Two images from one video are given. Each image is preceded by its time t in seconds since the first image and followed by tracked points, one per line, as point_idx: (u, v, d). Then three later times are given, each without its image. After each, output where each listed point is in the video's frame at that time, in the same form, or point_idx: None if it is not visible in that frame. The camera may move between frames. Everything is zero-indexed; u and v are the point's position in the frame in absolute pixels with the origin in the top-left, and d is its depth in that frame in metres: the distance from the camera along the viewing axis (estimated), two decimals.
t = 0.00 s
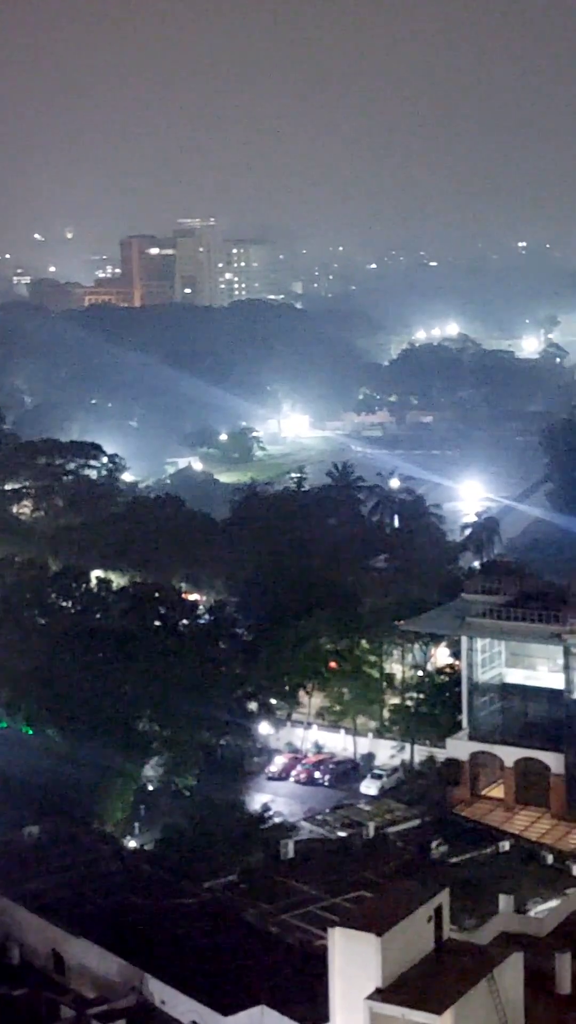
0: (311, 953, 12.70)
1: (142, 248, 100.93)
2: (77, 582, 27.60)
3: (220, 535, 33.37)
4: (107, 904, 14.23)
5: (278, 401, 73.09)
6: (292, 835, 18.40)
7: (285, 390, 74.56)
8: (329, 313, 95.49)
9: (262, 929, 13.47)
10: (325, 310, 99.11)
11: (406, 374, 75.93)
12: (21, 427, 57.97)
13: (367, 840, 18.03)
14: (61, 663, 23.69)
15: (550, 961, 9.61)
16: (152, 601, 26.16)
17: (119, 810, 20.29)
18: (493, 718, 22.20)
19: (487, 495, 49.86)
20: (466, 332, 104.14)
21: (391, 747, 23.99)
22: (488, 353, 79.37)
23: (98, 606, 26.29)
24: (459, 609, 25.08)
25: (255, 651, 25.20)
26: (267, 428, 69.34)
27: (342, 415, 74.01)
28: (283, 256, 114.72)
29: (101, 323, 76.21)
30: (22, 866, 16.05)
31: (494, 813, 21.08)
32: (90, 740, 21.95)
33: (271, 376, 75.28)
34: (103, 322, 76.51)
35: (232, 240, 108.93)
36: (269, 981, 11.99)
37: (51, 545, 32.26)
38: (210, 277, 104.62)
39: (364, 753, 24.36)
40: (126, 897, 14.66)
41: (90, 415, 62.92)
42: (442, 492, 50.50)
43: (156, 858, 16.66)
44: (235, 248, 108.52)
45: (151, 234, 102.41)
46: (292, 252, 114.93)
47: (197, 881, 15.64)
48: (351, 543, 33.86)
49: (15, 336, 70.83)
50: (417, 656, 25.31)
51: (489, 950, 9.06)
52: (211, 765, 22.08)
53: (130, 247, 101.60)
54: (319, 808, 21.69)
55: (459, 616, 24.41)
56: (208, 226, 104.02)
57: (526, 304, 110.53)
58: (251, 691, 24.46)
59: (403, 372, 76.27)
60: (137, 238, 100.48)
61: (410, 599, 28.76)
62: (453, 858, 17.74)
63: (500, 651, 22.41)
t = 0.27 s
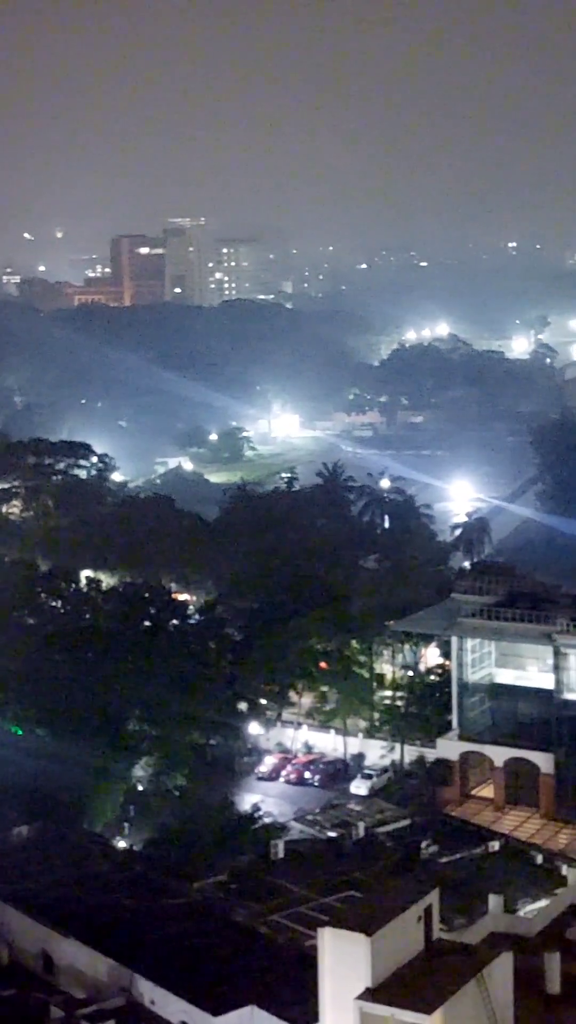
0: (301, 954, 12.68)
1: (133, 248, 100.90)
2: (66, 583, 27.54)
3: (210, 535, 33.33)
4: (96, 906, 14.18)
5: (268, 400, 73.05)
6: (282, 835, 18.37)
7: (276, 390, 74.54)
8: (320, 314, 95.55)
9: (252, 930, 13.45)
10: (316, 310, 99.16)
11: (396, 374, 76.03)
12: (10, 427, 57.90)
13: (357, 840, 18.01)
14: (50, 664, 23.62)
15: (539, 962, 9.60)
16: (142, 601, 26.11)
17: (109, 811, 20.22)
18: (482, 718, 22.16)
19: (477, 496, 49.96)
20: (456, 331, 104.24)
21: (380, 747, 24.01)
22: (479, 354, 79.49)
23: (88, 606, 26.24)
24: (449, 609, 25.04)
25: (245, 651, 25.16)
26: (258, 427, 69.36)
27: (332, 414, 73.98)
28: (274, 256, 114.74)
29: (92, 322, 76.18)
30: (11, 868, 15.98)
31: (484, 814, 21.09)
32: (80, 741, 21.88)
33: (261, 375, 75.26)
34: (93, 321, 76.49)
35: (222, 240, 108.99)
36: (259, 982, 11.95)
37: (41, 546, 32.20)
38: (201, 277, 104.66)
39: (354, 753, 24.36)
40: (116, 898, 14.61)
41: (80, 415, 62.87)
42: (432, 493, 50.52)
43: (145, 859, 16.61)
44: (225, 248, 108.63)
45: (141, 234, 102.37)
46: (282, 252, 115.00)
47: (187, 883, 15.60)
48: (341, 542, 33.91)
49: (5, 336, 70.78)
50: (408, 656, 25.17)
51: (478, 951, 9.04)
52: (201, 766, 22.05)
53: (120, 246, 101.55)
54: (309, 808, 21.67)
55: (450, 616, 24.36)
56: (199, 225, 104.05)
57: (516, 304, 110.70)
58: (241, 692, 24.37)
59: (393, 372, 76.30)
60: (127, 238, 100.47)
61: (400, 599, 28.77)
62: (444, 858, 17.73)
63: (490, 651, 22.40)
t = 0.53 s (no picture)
0: (289, 954, 12.66)
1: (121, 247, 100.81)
2: (54, 584, 27.48)
3: (199, 535, 33.29)
4: (84, 907, 14.13)
5: (257, 401, 73.00)
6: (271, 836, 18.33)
7: (264, 390, 74.50)
8: (308, 314, 95.58)
9: (240, 931, 13.43)
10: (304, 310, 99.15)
11: (384, 374, 76.04)
12: None
13: (345, 840, 18.02)
14: (38, 664, 23.55)
15: (527, 962, 9.59)
16: (130, 602, 26.05)
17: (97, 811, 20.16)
18: (470, 718, 22.17)
19: (465, 495, 50.04)
20: (445, 332, 104.33)
21: (369, 747, 23.96)
22: (467, 354, 79.57)
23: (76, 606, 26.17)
24: (438, 609, 25.04)
25: (233, 651, 25.10)
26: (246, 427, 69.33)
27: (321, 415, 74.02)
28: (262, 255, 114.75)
29: (79, 322, 76.11)
30: None
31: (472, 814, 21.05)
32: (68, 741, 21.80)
33: (250, 376, 75.24)
34: (81, 321, 76.41)
35: (210, 240, 108.98)
36: (247, 983, 11.91)
37: (29, 546, 32.14)
38: (189, 277, 104.62)
39: (343, 753, 24.29)
40: (104, 898, 14.56)
41: (68, 415, 62.81)
42: (420, 493, 50.55)
43: (133, 860, 16.56)
44: (214, 248, 108.66)
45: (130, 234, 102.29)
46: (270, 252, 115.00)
47: (175, 883, 15.56)
48: (329, 542, 33.93)
49: None
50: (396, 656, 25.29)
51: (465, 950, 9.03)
52: (190, 766, 22.03)
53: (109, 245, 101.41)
54: (297, 808, 21.65)
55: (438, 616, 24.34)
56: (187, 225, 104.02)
57: (504, 305, 110.82)
58: (229, 692, 24.31)
59: (381, 371, 76.33)
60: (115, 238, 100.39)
61: (388, 598, 28.78)
62: (432, 858, 17.73)
63: (478, 651, 22.39)
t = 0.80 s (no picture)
0: (279, 955, 12.64)
1: (111, 248, 100.66)
2: (44, 586, 27.42)
3: (189, 535, 33.24)
4: (73, 908, 14.08)
5: (246, 402, 72.97)
6: (261, 838, 18.30)
7: (255, 391, 74.46)
8: (298, 315, 95.65)
9: (229, 932, 13.40)
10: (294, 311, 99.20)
11: (373, 374, 76.01)
12: None
13: (336, 841, 18.06)
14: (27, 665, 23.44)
15: (516, 963, 9.59)
16: (119, 604, 25.96)
17: (86, 812, 20.07)
18: (460, 720, 22.19)
19: (455, 496, 50.18)
20: (435, 334, 104.42)
21: (358, 747, 24.03)
22: (456, 355, 79.65)
23: (65, 608, 26.10)
24: (428, 610, 25.06)
25: (223, 653, 25.02)
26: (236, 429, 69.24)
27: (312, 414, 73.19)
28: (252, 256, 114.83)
29: (69, 323, 76.06)
30: None
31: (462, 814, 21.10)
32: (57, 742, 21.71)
33: (240, 377, 75.23)
34: (71, 322, 76.35)
35: (201, 241, 109.00)
36: (236, 985, 11.87)
37: (19, 548, 32.09)
38: (179, 279, 104.65)
39: (332, 754, 24.33)
40: (92, 899, 14.51)
41: (57, 415, 62.76)
42: (410, 494, 50.55)
43: (122, 861, 16.49)
44: (204, 250, 108.69)
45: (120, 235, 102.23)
46: (260, 253, 115.10)
47: (165, 884, 15.52)
48: (319, 542, 33.93)
49: None
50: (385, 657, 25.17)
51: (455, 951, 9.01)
52: (180, 767, 22.03)
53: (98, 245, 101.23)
54: (286, 809, 21.69)
55: (428, 616, 24.33)
56: (177, 226, 104.05)
57: (493, 306, 110.91)
58: (219, 694, 24.26)
59: (371, 372, 76.34)
60: (105, 238, 100.28)
61: (378, 598, 28.86)
62: (422, 859, 17.74)
63: (468, 652, 22.38)
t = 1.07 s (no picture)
0: (270, 956, 12.63)
1: (102, 248, 100.56)
2: (35, 587, 27.39)
3: (180, 535, 33.21)
4: (64, 908, 14.06)
5: (238, 402, 72.93)
6: (252, 839, 18.28)
7: (246, 391, 74.43)
8: (290, 315, 95.67)
9: (221, 932, 13.38)
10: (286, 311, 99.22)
11: (364, 375, 76.03)
12: None
13: (327, 841, 18.03)
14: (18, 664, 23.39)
15: (507, 964, 9.60)
16: (110, 605, 25.93)
17: (77, 813, 20.03)
18: (451, 720, 22.21)
19: (447, 497, 50.28)
20: (427, 335, 104.45)
21: (350, 748, 23.98)
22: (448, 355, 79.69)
23: (56, 609, 26.05)
24: (419, 610, 25.13)
25: (214, 653, 25.01)
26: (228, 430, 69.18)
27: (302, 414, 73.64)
28: (244, 257, 114.85)
29: (60, 323, 76.00)
30: None
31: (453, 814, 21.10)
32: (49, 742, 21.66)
33: (231, 379, 75.22)
34: (62, 322, 76.28)
35: (192, 243, 108.96)
36: (227, 986, 11.85)
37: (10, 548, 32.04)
38: (170, 280, 104.63)
39: (324, 754, 24.25)
40: (84, 900, 14.48)
41: (48, 415, 62.73)
42: (402, 494, 50.57)
43: (113, 862, 16.46)
44: (196, 250, 108.67)
45: (111, 236, 102.14)
46: (252, 254, 115.14)
47: (156, 886, 15.49)
48: (311, 541, 33.94)
49: None
50: (377, 657, 25.26)
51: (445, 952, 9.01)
52: (171, 768, 22.03)
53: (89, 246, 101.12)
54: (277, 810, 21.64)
55: (419, 617, 24.36)
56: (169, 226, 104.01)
57: (485, 307, 110.95)
58: (210, 694, 24.23)
59: (362, 372, 76.36)
60: (96, 238, 100.18)
61: (370, 598, 28.94)
62: (413, 860, 17.75)
63: (460, 652, 22.51)
